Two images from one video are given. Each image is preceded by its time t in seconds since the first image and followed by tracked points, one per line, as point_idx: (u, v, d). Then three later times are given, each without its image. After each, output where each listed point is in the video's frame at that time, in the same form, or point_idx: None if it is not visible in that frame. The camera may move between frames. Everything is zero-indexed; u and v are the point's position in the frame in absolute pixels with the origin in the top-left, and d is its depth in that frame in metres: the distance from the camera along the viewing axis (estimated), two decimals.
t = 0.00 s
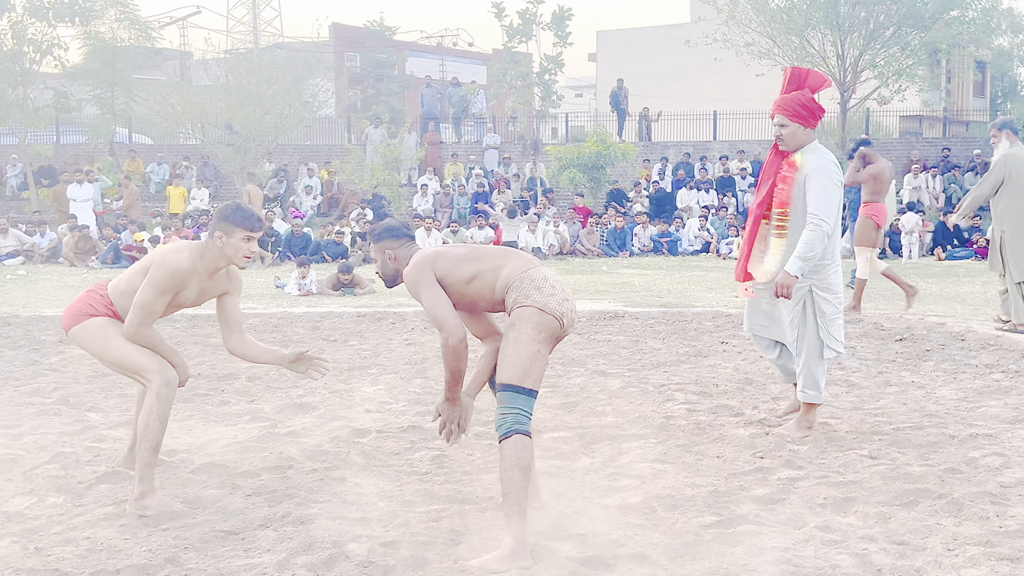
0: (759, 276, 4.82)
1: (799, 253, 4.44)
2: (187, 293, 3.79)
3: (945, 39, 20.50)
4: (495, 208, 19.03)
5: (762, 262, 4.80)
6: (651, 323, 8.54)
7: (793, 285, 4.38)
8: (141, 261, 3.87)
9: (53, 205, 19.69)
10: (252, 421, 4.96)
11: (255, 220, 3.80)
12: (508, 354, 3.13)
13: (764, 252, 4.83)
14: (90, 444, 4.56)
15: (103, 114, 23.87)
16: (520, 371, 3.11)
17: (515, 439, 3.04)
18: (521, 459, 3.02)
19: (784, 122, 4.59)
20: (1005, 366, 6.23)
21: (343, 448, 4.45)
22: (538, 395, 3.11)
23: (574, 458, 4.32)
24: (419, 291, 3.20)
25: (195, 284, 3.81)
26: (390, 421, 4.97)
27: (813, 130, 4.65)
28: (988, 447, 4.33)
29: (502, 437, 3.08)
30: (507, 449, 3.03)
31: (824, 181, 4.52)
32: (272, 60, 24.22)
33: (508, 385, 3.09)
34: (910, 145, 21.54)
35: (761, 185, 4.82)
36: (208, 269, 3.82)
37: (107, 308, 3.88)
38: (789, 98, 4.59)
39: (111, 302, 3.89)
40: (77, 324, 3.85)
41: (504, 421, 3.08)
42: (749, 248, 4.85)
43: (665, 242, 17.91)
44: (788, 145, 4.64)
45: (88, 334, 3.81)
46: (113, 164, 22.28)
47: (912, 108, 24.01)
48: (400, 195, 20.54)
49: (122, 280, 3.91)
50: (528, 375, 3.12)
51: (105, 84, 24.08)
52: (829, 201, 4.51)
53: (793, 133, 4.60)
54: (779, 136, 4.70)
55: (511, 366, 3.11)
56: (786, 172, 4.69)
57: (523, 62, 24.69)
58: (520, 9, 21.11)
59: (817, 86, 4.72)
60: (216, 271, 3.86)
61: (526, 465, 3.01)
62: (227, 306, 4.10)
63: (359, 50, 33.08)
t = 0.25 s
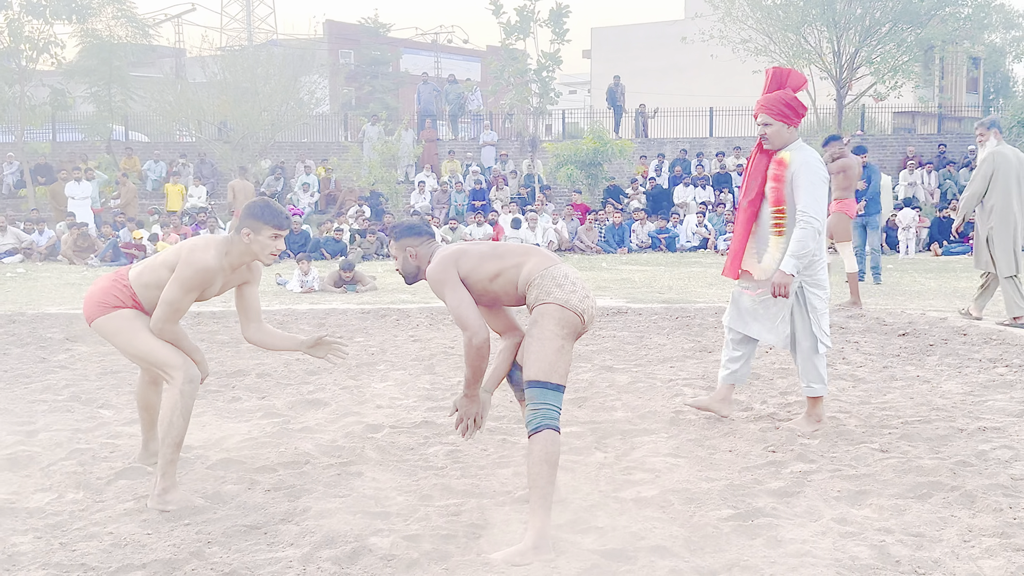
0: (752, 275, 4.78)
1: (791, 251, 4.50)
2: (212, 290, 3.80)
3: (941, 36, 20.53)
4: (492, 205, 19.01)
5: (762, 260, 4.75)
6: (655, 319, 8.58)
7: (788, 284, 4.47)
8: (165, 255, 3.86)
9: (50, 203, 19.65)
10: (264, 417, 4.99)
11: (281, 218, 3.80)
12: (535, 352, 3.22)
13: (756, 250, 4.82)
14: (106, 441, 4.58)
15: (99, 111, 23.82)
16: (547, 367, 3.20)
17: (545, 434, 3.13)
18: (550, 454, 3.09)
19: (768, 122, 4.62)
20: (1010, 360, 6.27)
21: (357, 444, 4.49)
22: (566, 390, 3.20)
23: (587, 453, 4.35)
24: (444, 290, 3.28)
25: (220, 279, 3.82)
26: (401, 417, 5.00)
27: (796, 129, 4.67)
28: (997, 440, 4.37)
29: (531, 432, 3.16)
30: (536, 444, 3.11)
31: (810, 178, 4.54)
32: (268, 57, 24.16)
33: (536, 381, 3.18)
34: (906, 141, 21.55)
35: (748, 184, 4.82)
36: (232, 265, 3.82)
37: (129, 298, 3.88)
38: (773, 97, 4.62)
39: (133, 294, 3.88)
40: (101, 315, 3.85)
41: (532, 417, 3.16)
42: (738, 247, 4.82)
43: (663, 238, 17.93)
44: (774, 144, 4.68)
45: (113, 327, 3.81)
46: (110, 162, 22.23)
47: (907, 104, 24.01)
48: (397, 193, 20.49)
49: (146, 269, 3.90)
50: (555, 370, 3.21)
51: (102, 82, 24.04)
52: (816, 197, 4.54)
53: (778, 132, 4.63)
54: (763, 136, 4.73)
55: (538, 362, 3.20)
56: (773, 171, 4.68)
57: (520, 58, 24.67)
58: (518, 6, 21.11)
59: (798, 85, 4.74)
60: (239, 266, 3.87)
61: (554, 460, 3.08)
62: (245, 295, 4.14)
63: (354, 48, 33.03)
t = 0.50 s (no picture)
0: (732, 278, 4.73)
1: (781, 252, 4.50)
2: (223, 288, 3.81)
3: (934, 34, 20.59)
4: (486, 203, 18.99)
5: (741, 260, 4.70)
6: (652, 317, 8.60)
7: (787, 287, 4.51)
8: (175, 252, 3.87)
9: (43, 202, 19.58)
10: (268, 416, 4.99)
11: (288, 213, 3.83)
12: (544, 350, 3.25)
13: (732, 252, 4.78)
14: (110, 440, 4.58)
15: (92, 110, 23.76)
16: (557, 365, 3.23)
17: (557, 432, 3.15)
18: (561, 452, 3.11)
19: (735, 124, 4.61)
20: (1008, 357, 6.30)
21: (362, 442, 4.50)
22: (577, 387, 3.22)
23: (592, 451, 4.37)
24: (453, 287, 3.30)
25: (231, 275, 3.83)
26: (405, 416, 5.01)
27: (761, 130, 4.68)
28: (998, 436, 4.40)
29: (543, 430, 3.18)
30: (548, 442, 3.14)
31: (782, 178, 4.57)
32: (261, 56, 24.09)
33: (547, 379, 3.21)
34: (898, 139, 21.59)
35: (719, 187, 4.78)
36: (243, 259, 3.84)
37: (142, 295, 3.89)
38: (739, 100, 4.61)
39: (146, 291, 3.90)
40: (116, 312, 3.88)
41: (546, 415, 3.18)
42: (717, 250, 4.75)
43: (657, 237, 17.95)
44: (741, 145, 4.66)
45: (130, 326, 3.84)
46: (102, 161, 22.17)
47: (899, 103, 24.06)
48: (391, 191, 20.45)
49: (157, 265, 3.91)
50: (565, 368, 3.24)
51: (94, 81, 23.97)
52: (793, 196, 4.57)
53: (746, 133, 4.62)
54: (729, 139, 4.71)
55: (549, 360, 3.23)
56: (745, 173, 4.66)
57: (514, 57, 24.66)
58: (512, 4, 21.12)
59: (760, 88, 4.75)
60: (249, 259, 3.88)
61: (565, 457, 3.11)
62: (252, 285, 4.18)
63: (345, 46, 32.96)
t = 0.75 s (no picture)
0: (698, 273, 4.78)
1: (752, 245, 4.60)
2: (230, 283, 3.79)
3: (928, 33, 20.62)
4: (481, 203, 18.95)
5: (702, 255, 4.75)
6: (651, 316, 8.60)
7: (758, 278, 4.56)
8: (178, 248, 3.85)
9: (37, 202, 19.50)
10: (269, 416, 4.99)
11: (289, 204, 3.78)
12: (551, 349, 3.25)
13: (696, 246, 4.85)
14: (111, 440, 4.56)
15: (85, 110, 23.70)
16: (563, 364, 3.23)
17: (564, 431, 3.14)
18: (568, 452, 3.11)
19: (703, 122, 4.67)
20: (1007, 355, 6.32)
21: (364, 442, 4.49)
22: (583, 386, 3.22)
23: (594, 450, 4.37)
24: (456, 288, 3.29)
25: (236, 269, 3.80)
26: (406, 415, 5.00)
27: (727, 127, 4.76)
28: (1001, 435, 4.40)
29: (550, 430, 3.18)
30: (555, 442, 3.13)
31: (750, 173, 4.67)
32: (254, 55, 24.03)
33: (553, 378, 3.21)
34: (892, 138, 21.60)
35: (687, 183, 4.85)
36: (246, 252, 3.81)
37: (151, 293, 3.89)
38: (706, 97, 4.67)
39: (155, 289, 3.90)
40: (127, 311, 3.89)
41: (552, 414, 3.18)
42: (684, 245, 4.80)
43: (653, 236, 17.95)
44: (708, 142, 4.75)
45: (139, 325, 3.84)
46: (96, 161, 22.11)
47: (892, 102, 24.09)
48: (386, 191, 20.41)
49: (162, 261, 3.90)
50: (572, 367, 3.24)
51: (88, 81, 23.92)
52: (760, 189, 4.68)
53: (713, 131, 4.70)
54: (695, 136, 4.78)
55: (556, 359, 3.23)
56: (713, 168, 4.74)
57: (509, 56, 24.64)
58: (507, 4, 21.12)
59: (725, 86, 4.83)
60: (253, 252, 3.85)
61: (572, 457, 3.10)
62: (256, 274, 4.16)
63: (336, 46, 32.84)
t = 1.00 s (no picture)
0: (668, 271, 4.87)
1: (726, 244, 4.66)
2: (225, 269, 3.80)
3: (924, 33, 20.63)
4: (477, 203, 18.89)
5: (668, 254, 4.85)
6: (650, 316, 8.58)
7: (729, 278, 4.66)
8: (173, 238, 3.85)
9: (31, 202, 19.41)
10: (269, 418, 4.96)
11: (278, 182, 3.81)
12: (555, 351, 3.22)
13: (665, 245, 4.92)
14: (110, 442, 4.54)
15: (80, 110, 23.64)
16: (567, 366, 3.20)
17: (569, 433, 3.12)
18: (573, 453, 3.08)
19: (681, 121, 4.73)
20: (1008, 355, 6.30)
21: (365, 444, 4.47)
22: (586, 387, 3.20)
23: (597, 451, 4.35)
24: (455, 291, 3.28)
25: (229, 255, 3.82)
26: (407, 417, 4.98)
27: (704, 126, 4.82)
28: (1004, 436, 4.39)
29: (554, 431, 3.15)
30: (559, 443, 3.10)
31: (726, 173, 4.74)
32: (250, 54, 23.97)
33: (557, 380, 3.18)
34: (888, 137, 21.59)
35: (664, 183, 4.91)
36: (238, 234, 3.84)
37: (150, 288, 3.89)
38: (684, 97, 4.72)
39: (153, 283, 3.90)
40: (133, 310, 3.90)
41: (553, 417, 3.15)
42: (657, 245, 4.89)
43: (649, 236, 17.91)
44: (685, 142, 4.80)
45: (138, 321, 3.85)
46: (91, 161, 22.03)
47: (887, 101, 24.08)
48: (382, 191, 20.35)
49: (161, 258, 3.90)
50: (575, 368, 3.21)
51: (83, 81, 23.86)
52: (737, 189, 4.74)
53: (690, 130, 4.75)
54: (673, 135, 4.83)
55: (559, 361, 3.21)
56: (686, 168, 4.81)
57: (505, 56, 24.61)
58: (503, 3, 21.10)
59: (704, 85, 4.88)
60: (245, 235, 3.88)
61: (577, 459, 3.07)
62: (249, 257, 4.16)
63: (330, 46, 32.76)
